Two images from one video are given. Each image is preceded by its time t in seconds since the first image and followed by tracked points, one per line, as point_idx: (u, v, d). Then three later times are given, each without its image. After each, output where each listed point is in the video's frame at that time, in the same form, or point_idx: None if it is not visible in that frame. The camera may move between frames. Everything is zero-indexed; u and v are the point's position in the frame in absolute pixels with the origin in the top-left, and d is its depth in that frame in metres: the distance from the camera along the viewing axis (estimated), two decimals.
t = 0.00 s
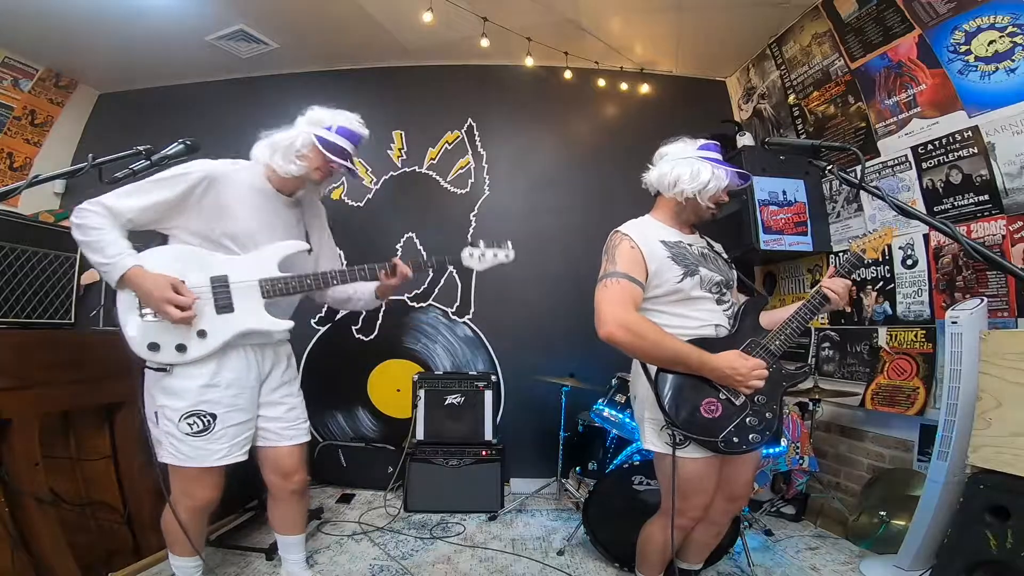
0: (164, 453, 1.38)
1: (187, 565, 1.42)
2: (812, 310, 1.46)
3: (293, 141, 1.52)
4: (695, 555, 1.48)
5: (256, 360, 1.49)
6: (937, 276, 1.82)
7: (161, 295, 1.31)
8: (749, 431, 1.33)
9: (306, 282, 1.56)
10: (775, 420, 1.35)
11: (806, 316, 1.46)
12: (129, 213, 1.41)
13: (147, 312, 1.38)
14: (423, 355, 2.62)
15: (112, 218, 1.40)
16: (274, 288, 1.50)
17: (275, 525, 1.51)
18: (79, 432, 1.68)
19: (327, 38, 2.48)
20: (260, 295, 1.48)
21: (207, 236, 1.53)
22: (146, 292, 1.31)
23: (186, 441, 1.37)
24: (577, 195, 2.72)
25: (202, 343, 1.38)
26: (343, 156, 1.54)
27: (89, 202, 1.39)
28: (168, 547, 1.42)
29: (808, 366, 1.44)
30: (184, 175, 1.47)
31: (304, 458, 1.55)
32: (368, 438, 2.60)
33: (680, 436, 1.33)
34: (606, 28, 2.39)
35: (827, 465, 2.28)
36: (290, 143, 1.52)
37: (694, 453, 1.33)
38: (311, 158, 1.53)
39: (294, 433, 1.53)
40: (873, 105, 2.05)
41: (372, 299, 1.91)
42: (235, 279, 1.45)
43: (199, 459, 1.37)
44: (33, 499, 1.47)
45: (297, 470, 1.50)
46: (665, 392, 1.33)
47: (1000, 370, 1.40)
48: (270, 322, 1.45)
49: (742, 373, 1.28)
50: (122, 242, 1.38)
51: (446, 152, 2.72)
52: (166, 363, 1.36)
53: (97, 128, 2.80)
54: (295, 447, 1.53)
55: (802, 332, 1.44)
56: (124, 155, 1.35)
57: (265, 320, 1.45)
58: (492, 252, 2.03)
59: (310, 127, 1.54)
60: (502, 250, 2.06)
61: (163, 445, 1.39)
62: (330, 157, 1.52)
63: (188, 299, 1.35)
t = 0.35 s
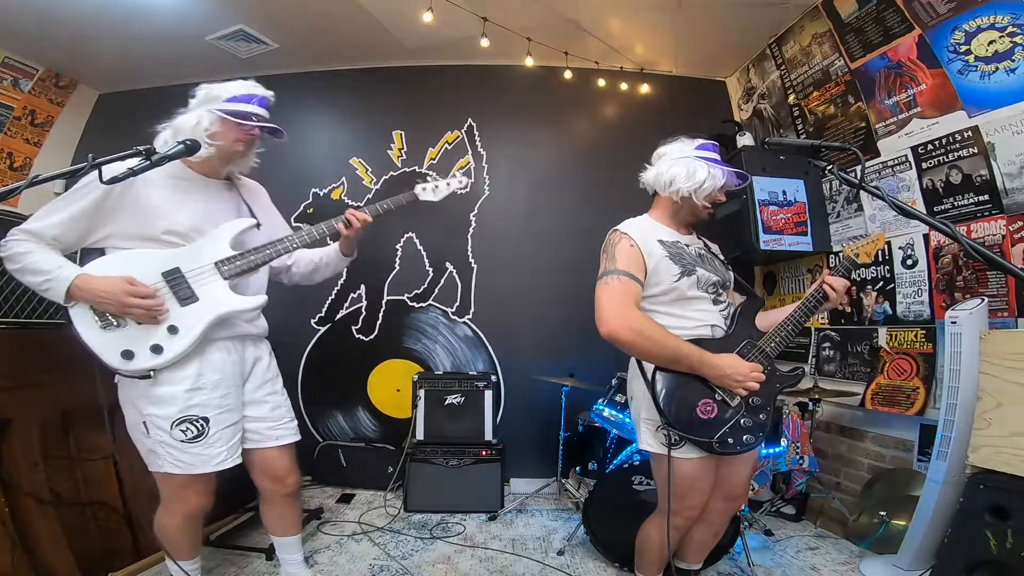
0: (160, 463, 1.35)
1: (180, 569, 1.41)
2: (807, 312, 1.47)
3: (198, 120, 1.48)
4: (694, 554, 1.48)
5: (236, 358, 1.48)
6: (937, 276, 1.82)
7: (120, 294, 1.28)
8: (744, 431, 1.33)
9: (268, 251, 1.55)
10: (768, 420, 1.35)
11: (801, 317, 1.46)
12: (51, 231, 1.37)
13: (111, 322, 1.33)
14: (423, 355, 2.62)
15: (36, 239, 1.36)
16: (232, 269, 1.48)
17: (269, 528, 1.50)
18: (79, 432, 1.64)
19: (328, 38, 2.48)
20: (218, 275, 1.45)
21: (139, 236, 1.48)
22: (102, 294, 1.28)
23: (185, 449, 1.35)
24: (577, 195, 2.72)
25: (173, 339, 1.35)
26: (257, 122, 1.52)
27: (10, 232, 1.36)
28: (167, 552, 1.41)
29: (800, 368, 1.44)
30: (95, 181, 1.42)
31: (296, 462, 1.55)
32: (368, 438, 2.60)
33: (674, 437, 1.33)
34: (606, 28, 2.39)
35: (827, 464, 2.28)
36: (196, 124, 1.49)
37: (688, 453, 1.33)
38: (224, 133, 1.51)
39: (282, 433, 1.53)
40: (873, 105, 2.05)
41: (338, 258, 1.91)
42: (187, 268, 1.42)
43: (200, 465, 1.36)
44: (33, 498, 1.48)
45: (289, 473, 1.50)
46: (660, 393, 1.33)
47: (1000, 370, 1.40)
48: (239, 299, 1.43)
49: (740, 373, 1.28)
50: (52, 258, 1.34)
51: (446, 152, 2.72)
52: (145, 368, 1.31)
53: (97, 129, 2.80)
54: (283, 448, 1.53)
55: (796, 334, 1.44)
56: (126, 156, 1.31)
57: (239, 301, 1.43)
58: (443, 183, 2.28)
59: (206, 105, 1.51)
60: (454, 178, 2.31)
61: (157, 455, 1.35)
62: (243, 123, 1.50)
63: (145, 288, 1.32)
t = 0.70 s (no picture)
0: (145, 463, 1.35)
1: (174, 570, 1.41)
2: (805, 311, 1.47)
3: (144, 120, 1.49)
4: (693, 554, 1.48)
5: (218, 355, 1.48)
6: (937, 276, 1.82)
7: (83, 295, 1.25)
8: (744, 431, 1.33)
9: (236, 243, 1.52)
10: (769, 419, 1.35)
11: (799, 316, 1.46)
12: (12, 239, 1.32)
13: (88, 326, 1.29)
14: (423, 355, 2.62)
15: None
16: (205, 261, 1.46)
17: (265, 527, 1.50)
18: (79, 432, 1.64)
19: (328, 39, 2.48)
20: (193, 271, 1.43)
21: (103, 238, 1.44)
22: (64, 296, 1.24)
23: (170, 448, 1.35)
24: (577, 195, 2.72)
25: (154, 336, 1.33)
26: (208, 114, 1.52)
27: None
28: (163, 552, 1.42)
29: (800, 367, 1.44)
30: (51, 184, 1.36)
31: (286, 459, 1.55)
32: (367, 438, 2.60)
33: (676, 437, 1.32)
34: (606, 28, 2.39)
35: (827, 464, 2.28)
36: (142, 124, 1.50)
37: (689, 454, 1.33)
38: (174, 130, 1.51)
39: (267, 432, 1.52)
40: (873, 105, 2.05)
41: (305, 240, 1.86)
42: (159, 266, 1.39)
43: (187, 464, 1.36)
44: (33, 498, 1.48)
45: (280, 473, 1.50)
46: (659, 392, 1.33)
47: (999, 370, 1.40)
48: (221, 291, 1.43)
49: (739, 373, 1.28)
50: (15, 267, 1.29)
51: (446, 151, 2.72)
52: (130, 368, 1.28)
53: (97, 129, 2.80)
54: (271, 446, 1.52)
55: (795, 333, 1.45)
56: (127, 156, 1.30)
57: (216, 292, 1.42)
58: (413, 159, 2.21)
59: (151, 105, 1.51)
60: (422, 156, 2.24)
61: (143, 455, 1.35)
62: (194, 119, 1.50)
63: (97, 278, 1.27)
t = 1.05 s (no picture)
0: (125, 460, 1.35)
1: (178, 567, 1.42)
2: (804, 311, 1.47)
3: (167, 115, 1.49)
4: (693, 554, 1.47)
5: (205, 356, 1.47)
6: (937, 276, 1.82)
7: (74, 295, 1.24)
8: (746, 431, 1.33)
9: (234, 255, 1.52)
10: (770, 419, 1.35)
11: (799, 316, 1.46)
12: (14, 226, 1.32)
13: (69, 320, 1.30)
14: (423, 355, 2.62)
15: None
16: (200, 270, 1.45)
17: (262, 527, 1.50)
18: (79, 432, 1.64)
19: (328, 39, 2.48)
20: (186, 278, 1.43)
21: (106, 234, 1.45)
22: (54, 292, 1.24)
23: (149, 447, 1.35)
24: (577, 195, 2.72)
25: (136, 340, 1.32)
26: (229, 113, 1.51)
27: None
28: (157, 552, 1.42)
29: (800, 367, 1.44)
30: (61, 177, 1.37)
31: (276, 457, 1.54)
32: (368, 438, 2.60)
33: (676, 438, 1.32)
34: (605, 28, 2.39)
35: (827, 465, 2.28)
36: (164, 119, 1.49)
37: (689, 455, 1.33)
38: (194, 127, 1.51)
39: (254, 431, 1.52)
40: (873, 105, 2.05)
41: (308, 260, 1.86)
42: (154, 268, 1.39)
43: (165, 463, 1.35)
44: (33, 499, 1.48)
45: (270, 471, 1.49)
46: (659, 393, 1.33)
47: (999, 370, 1.40)
48: (207, 303, 1.40)
49: (740, 373, 1.28)
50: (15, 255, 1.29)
51: (446, 152, 2.72)
52: (104, 368, 1.28)
53: (98, 129, 2.80)
54: (258, 445, 1.51)
55: (794, 334, 1.44)
56: (125, 157, 1.30)
57: (205, 302, 1.41)
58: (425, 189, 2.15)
59: (174, 100, 1.50)
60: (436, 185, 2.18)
61: (123, 453, 1.36)
62: (216, 118, 1.50)
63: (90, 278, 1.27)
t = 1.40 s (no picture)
0: (110, 454, 1.35)
1: (183, 565, 1.43)
2: (802, 310, 1.46)
3: (225, 124, 1.46)
4: (694, 554, 1.48)
5: (207, 360, 1.46)
6: (937, 276, 1.82)
7: (90, 295, 1.24)
8: (748, 431, 1.33)
9: (251, 275, 1.51)
10: (773, 419, 1.35)
11: (797, 316, 1.46)
12: (55, 211, 1.32)
13: (81, 313, 1.31)
14: (423, 355, 2.62)
15: (37, 216, 1.31)
16: (217, 284, 1.44)
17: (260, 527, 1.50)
18: (80, 432, 1.64)
19: (328, 39, 2.48)
20: (201, 291, 1.42)
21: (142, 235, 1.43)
22: (76, 290, 1.25)
23: (135, 444, 1.34)
24: (577, 195, 2.72)
25: (138, 342, 1.33)
26: (284, 131, 1.49)
27: (15, 201, 1.31)
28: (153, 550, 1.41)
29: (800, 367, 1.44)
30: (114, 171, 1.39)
31: (275, 458, 1.54)
32: (368, 438, 2.60)
33: (679, 438, 1.32)
34: (605, 28, 2.39)
35: (827, 465, 2.28)
36: (222, 128, 1.46)
37: (692, 455, 1.32)
38: (247, 140, 1.48)
39: (252, 434, 1.50)
40: (873, 105, 2.05)
41: (324, 292, 1.87)
42: (173, 274, 1.39)
43: (147, 462, 1.34)
44: (33, 498, 1.48)
45: (268, 471, 1.49)
46: (660, 393, 1.33)
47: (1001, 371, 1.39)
48: (219, 319, 1.42)
49: (739, 373, 1.28)
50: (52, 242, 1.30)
51: (446, 151, 2.72)
52: (102, 364, 1.30)
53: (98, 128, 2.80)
54: (257, 448, 1.50)
55: (794, 332, 1.44)
56: (125, 155, 1.34)
57: (207, 316, 1.41)
58: (454, 240, 2.14)
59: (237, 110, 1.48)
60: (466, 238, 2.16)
61: (109, 447, 1.36)
62: (271, 134, 1.47)
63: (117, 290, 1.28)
